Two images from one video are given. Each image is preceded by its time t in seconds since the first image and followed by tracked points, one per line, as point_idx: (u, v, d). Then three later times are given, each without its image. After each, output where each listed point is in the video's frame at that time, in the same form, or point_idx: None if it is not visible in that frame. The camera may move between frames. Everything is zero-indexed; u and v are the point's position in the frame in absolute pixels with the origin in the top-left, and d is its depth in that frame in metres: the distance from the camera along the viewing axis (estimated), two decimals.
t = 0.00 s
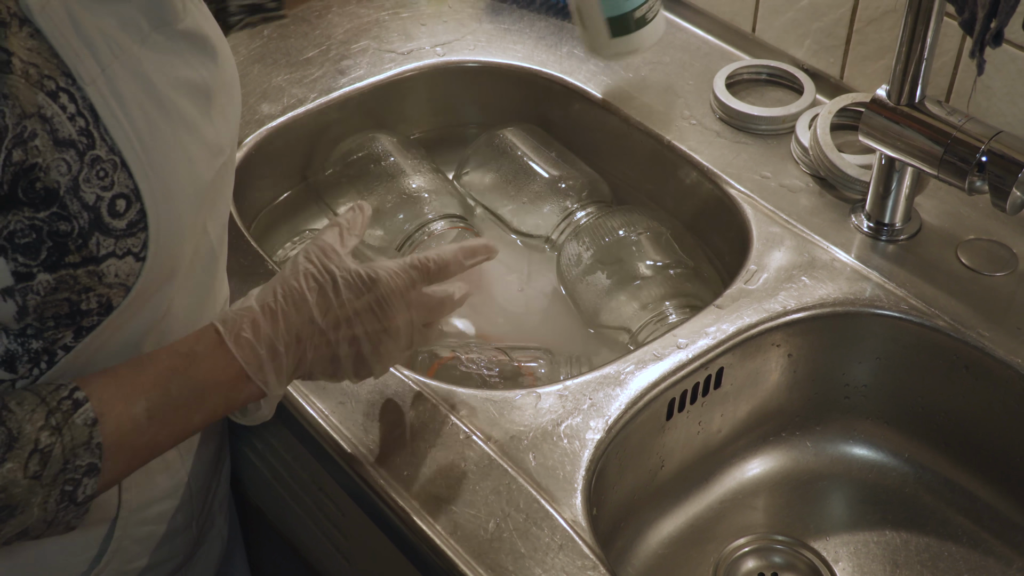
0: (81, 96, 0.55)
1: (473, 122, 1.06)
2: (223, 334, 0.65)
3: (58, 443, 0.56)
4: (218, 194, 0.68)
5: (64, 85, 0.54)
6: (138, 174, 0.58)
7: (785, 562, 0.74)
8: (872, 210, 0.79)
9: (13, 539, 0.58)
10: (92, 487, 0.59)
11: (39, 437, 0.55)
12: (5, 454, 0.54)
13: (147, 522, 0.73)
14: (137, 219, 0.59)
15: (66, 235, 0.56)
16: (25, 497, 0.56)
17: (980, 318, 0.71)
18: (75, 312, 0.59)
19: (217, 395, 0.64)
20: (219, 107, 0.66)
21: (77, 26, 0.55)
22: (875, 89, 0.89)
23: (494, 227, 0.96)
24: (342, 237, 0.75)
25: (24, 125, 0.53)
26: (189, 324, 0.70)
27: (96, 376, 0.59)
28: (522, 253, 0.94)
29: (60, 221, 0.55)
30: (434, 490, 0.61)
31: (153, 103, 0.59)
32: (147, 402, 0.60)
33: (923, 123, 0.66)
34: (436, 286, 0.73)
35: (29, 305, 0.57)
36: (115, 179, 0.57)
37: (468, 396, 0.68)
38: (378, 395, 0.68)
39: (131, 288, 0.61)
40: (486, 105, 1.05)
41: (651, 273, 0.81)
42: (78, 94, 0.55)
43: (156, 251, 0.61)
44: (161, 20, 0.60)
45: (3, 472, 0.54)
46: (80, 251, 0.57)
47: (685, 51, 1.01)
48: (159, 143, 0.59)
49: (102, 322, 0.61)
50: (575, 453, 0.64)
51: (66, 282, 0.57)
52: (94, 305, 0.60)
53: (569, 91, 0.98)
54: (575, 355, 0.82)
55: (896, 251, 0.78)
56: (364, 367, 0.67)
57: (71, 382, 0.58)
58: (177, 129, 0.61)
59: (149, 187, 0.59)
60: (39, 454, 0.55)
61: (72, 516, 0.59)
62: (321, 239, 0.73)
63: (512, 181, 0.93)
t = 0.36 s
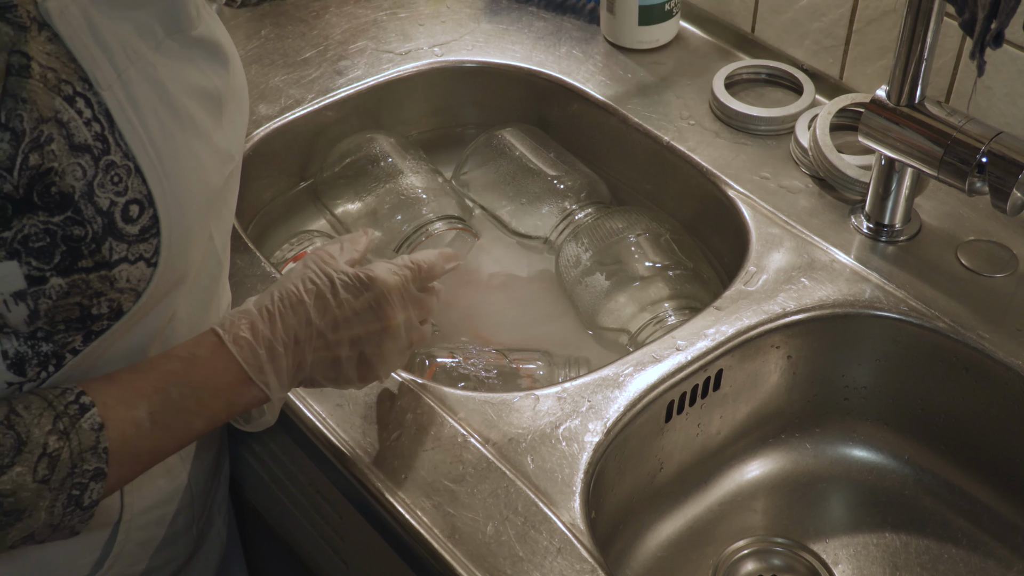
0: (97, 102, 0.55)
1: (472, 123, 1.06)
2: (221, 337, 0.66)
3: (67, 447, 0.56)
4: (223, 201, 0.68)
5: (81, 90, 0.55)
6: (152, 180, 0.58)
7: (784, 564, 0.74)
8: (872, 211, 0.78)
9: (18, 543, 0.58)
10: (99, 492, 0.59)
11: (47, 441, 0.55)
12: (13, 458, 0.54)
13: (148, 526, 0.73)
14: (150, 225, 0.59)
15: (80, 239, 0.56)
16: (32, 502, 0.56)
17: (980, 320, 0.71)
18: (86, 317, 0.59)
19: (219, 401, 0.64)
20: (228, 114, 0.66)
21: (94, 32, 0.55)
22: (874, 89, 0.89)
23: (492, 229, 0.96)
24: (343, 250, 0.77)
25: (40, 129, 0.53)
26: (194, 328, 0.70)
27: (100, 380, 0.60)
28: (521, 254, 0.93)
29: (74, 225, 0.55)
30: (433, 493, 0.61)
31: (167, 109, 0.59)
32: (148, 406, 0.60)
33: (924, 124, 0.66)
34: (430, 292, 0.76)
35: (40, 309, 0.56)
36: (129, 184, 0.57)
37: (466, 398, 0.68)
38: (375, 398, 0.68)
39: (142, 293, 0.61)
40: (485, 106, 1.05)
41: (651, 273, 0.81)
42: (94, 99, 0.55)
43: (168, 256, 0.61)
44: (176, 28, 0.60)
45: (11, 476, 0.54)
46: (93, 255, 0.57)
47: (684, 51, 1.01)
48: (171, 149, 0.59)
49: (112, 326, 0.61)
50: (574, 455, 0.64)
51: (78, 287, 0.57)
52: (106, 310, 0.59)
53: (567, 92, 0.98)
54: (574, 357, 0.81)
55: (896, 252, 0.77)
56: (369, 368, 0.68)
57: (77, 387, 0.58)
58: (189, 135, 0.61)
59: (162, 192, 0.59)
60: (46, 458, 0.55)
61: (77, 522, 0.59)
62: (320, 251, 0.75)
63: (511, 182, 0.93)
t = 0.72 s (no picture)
0: (101, 108, 0.55)
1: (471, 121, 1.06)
2: (215, 358, 0.66)
3: (64, 464, 0.54)
4: (225, 208, 0.67)
5: (85, 97, 0.54)
6: (155, 187, 0.58)
7: (785, 565, 0.74)
8: (874, 209, 0.78)
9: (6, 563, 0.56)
10: (92, 512, 0.57)
11: (44, 457, 0.54)
12: (10, 472, 0.52)
13: (146, 528, 0.72)
14: (153, 232, 0.58)
15: (83, 247, 0.55)
16: (27, 518, 0.54)
17: (982, 320, 0.71)
18: (89, 322, 0.58)
19: (214, 422, 0.63)
20: (230, 119, 0.66)
21: (100, 39, 0.55)
22: (876, 88, 0.88)
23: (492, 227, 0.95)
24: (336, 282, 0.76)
25: (45, 137, 0.52)
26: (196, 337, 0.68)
27: (100, 398, 0.59)
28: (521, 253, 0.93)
29: (77, 233, 0.55)
30: (432, 494, 0.60)
31: (171, 116, 0.59)
32: (144, 424, 0.59)
33: (925, 123, 0.65)
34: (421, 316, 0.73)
35: (42, 316, 0.56)
36: (132, 192, 0.57)
37: (466, 399, 0.67)
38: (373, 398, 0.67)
39: (144, 300, 0.60)
40: (484, 104, 1.04)
41: (653, 273, 0.81)
42: (98, 106, 0.55)
43: (171, 264, 0.60)
44: (180, 34, 0.60)
45: (9, 491, 0.52)
46: (95, 263, 0.56)
47: (685, 49, 1.01)
48: (175, 156, 0.59)
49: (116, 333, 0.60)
50: (574, 456, 0.63)
51: (81, 294, 0.57)
52: (108, 317, 0.59)
53: (567, 90, 0.98)
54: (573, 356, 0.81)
55: (898, 252, 0.77)
56: (368, 392, 0.65)
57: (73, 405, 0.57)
58: (193, 141, 0.60)
59: (165, 199, 0.58)
60: (43, 475, 0.54)
61: (69, 541, 0.57)
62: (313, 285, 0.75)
63: (511, 180, 0.92)
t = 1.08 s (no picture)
0: (91, 110, 0.55)
1: (471, 117, 1.05)
2: (214, 363, 0.65)
3: (65, 469, 0.56)
4: (222, 205, 0.67)
5: (75, 99, 0.54)
6: (147, 188, 0.57)
7: (786, 564, 0.73)
8: (876, 207, 0.77)
9: (9, 566, 0.57)
10: (92, 516, 0.58)
11: (45, 461, 0.55)
12: (13, 475, 0.54)
13: (143, 527, 0.72)
14: (144, 233, 0.58)
15: (74, 249, 0.55)
16: (27, 521, 0.55)
17: (984, 319, 0.70)
18: (81, 323, 0.58)
19: (216, 426, 0.63)
20: (223, 116, 0.65)
21: (92, 40, 0.55)
22: (877, 84, 0.88)
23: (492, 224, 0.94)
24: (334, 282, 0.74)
25: (35, 139, 0.52)
26: (196, 332, 0.68)
27: (99, 403, 0.60)
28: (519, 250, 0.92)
29: (69, 235, 0.54)
30: (431, 493, 0.60)
31: (162, 115, 0.59)
32: (144, 428, 0.60)
33: (927, 120, 0.65)
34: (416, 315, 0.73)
35: (34, 319, 0.55)
36: (124, 194, 0.56)
37: (465, 397, 0.67)
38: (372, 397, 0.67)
39: (137, 301, 0.60)
40: (484, 101, 1.04)
41: (654, 270, 0.81)
42: (89, 108, 0.55)
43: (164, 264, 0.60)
44: (172, 32, 0.60)
45: (10, 495, 0.54)
46: (87, 265, 0.56)
47: (686, 45, 1.00)
48: (166, 155, 0.59)
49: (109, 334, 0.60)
50: (574, 455, 0.63)
51: (73, 297, 0.56)
52: (101, 319, 0.58)
53: (568, 86, 0.97)
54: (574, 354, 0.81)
55: (899, 249, 0.77)
56: (370, 392, 0.65)
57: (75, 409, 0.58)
58: (185, 140, 0.60)
59: (156, 198, 0.58)
60: (44, 479, 0.55)
61: (69, 546, 0.58)
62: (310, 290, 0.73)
63: (512, 177, 0.92)
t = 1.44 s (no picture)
0: (71, 119, 0.54)
1: (471, 114, 1.05)
2: (198, 362, 0.65)
3: (44, 474, 0.54)
4: (211, 210, 0.66)
5: (53, 108, 0.53)
6: (127, 199, 0.57)
7: (787, 563, 0.73)
8: (876, 204, 0.77)
9: None
10: (74, 520, 0.57)
11: (24, 466, 0.54)
12: None
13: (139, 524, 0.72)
14: (124, 244, 0.58)
15: (50, 260, 0.55)
16: (6, 526, 0.55)
17: (987, 316, 0.70)
18: (60, 333, 0.58)
19: (198, 428, 0.63)
20: (212, 123, 0.65)
21: (72, 47, 0.54)
22: (879, 80, 0.87)
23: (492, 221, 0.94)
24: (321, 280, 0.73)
25: (12, 149, 0.52)
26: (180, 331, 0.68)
27: (79, 406, 0.59)
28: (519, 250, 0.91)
29: (45, 246, 0.54)
30: (430, 492, 0.60)
31: (145, 124, 0.58)
32: (127, 430, 0.59)
33: (930, 117, 0.64)
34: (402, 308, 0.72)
35: (10, 328, 0.55)
36: (102, 205, 0.56)
37: (465, 395, 0.67)
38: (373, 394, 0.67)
39: (118, 311, 0.60)
40: (484, 97, 1.04)
41: (658, 268, 0.81)
42: (68, 117, 0.54)
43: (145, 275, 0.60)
44: (158, 38, 0.60)
45: None
46: (64, 276, 0.56)
47: (687, 41, 1.00)
48: (148, 165, 0.58)
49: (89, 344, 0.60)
50: (574, 454, 0.63)
51: (50, 307, 0.56)
52: (80, 328, 0.58)
53: (568, 83, 0.97)
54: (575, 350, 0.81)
55: (901, 247, 0.76)
56: (356, 389, 0.65)
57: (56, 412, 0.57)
58: (168, 149, 0.60)
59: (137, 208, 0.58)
60: (23, 485, 0.54)
61: (51, 549, 0.57)
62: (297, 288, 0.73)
63: (517, 174, 0.92)
